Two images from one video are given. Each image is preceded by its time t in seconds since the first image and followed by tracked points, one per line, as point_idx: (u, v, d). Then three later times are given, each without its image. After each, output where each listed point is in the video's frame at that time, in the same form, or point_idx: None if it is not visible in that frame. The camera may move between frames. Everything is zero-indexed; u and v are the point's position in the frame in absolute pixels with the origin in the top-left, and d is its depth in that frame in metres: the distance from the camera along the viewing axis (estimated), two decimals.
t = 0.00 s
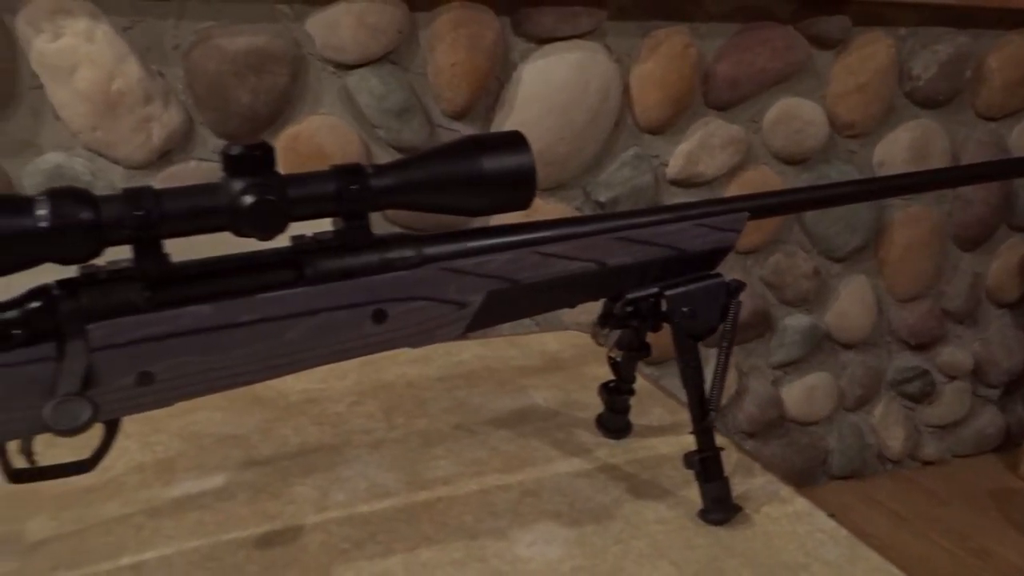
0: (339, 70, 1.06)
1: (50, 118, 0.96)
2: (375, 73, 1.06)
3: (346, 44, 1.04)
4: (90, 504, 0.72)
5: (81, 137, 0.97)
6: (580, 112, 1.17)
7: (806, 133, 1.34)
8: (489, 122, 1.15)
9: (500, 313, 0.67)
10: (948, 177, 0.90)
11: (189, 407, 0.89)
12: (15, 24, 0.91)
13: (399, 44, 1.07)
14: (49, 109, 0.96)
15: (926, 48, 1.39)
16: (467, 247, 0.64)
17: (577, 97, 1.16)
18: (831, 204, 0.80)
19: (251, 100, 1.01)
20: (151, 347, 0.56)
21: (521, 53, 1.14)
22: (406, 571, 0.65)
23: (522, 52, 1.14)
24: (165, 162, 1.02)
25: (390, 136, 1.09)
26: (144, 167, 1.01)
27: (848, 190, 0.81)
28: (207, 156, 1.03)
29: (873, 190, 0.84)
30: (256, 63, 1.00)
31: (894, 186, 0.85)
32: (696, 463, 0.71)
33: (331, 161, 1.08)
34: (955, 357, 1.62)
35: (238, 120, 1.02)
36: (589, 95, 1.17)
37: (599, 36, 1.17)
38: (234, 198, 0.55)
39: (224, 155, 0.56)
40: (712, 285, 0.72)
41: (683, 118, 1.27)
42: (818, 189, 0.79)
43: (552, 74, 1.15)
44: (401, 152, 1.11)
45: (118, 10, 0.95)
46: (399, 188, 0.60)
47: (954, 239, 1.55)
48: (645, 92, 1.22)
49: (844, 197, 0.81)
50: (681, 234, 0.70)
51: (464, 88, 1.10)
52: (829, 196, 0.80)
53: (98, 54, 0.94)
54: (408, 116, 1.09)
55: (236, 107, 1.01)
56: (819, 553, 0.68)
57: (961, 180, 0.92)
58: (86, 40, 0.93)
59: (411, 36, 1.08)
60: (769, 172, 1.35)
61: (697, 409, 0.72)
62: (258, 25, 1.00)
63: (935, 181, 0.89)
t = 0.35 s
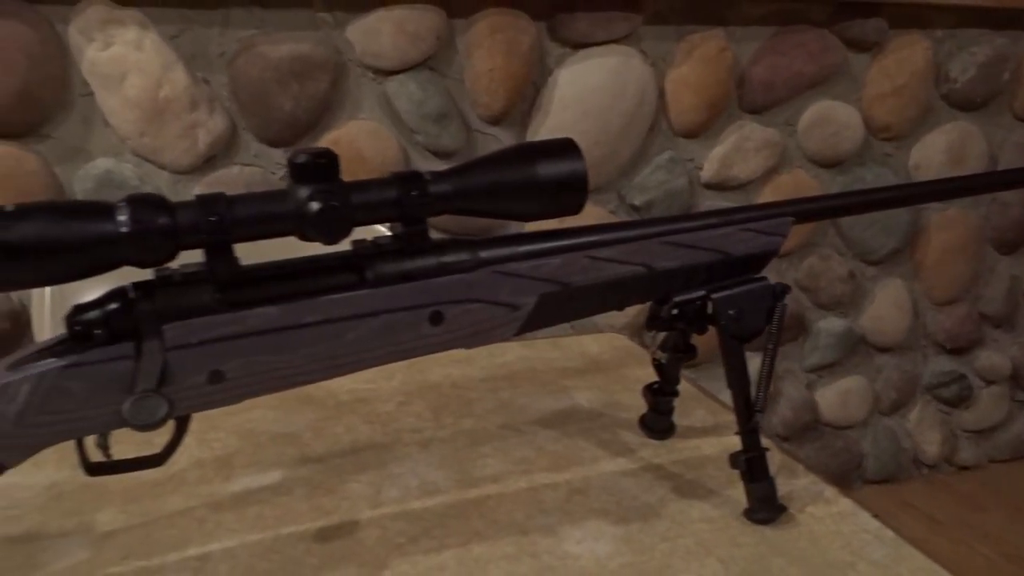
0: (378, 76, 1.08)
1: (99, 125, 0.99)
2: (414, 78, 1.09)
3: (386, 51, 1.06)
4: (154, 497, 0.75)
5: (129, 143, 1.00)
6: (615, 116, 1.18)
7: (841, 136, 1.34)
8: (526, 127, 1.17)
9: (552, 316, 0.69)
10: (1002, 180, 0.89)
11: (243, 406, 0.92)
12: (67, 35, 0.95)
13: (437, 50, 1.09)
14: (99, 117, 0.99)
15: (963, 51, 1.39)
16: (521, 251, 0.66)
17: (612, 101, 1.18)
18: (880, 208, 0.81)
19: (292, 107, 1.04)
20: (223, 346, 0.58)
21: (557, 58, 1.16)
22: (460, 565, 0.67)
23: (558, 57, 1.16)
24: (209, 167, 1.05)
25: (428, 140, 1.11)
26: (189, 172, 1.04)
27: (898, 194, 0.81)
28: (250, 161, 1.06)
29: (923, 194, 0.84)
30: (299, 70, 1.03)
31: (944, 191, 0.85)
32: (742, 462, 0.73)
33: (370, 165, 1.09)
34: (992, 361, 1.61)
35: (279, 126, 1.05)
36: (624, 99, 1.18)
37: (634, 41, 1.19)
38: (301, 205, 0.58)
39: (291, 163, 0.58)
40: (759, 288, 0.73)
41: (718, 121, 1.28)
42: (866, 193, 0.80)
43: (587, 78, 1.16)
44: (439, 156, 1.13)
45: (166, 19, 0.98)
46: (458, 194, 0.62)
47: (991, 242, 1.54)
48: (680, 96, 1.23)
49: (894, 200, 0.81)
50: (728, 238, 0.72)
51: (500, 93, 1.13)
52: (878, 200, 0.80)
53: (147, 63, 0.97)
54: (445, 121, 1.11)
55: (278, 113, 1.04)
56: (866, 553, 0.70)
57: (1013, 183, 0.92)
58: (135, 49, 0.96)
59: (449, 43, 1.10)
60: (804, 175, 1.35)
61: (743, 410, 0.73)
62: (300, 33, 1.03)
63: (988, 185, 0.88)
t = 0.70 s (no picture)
0: (418, 80, 1.10)
1: (149, 127, 1.02)
2: (454, 82, 1.10)
3: (426, 55, 1.08)
4: (217, 490, 0.77)
5: (177, 146, 1.03)
6: (652, 119, 1.20)
7: (880, 139, 1.34)
8: (564, 131, 1.19)
9: (606, 316, 0.70)
10: None
11: (297, 403, 0.94)
12: (119, 42, 0.98)
13: (477, 55, 1.11)
14: (148, 120, 1.02)
15: (1004, 53, 1.38)
16: (578, 252, 0.67)
17: (650, 104, 1.19)
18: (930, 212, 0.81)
19: (335, 111, 1.06)
20: (293, 343, 0.60)
21: (595, 62, 1.17)
22: (517, 559, 0.68)
23: (597, 61, 1.17)
24: (254, 170, 1.07)
25: (467, 143, 1.13)
26: (233, 175, 1.06)
27: (947, 197, 0.81)
28: (293, 164, 1.09)
29: (971, 197, 0.84)
30: (343, 75, 1.05)
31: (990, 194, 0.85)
32: (793, 461, 0.74)
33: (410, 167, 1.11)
34: None
35: (323, 129, 1.07)
36: (661, 101, 1.19)
37: (672, 44, 1.20)
38: (368, 207, 0.60)
39: (358, 167, 0.60)
40: (810, 290, 0.74)
41: (756, 124, 1.28)
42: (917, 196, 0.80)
43: (625, 81, 1.17)
44: (478, 159, 1.15)
45: (213, 25, 1.00)
46: (517, 197, 0.64)
47: None
48: (717, 99, 1.23)
49: (943, 203, 0.81)
50: (779, 241, 0.73)
51: (540, 96, 1.14)
52: (928, 203, 0.81)
53: (195, 68, 0.99)
54: (484, 124, 1.13)
55: (322, 117, 1.06)
56: (917, 554, 0.70)
57: None
58: (184, 54, 0.99)
59: (488, 47, 1.12)
60: (842, 178, 1.35)
61: (794, 410, 0.74)
62: (344, 38, 1.05)
63: None
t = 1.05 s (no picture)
0: (450, 83, 1.11)
1: (186, 129, 1.04)
2: (486, 85, 1.11)
3: (457, 58, 1.09)
4: (260, 485, 0.78)
5: (213, 148, 1.05)
6: (682, 121, 1.20)
7: (912, 141, 1.33)
8: (594, 132, 1.20)
9: (646, 316, 0.71)
10: None
11: (335, 401, 0.96)
12: (158, 46, 1.00)
13: (509, 58, 1.12)
14: (185, 122, 1.04)
15: None
16: (619, 253, 0.68)
17: (680, 106, 1.19)
18: (970, 215, 0.80)
19: (368, 113, 1.07)
20: (341, 341, 0.62)
21: (625, 64, 1.18)
22: (557, 556, 0.69)
23: (627, 63, 1.18)
24: (288, 172, 1.09)
25: (498, 145, 1.15)
26: (268, 177, 1.08)
27: (987, 200, 0.81)
28: (325, 166, 1.10)
29: (1010, 200, 0.83)
30: (375, 78, 1.06)
31: None
32: (831, 462, 0.74)
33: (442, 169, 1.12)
34: None
35: (355, 131, 1.08)
36: (691, 104, 1.19)
37: (703, 46, 1.20)
38: (415, 208, 0.61)
39: (404, 168, 0.62)
40: (849, 292, 0.74)
41: (787, 126, 1.28)
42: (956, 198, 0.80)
43: (656, 84, 1.18)
44: (507, 161, 1.16)
45: (249, 29, 1.02)
46: (559, 197, 0.65)
47: None
48: (747, 101, 1.23)
49: (983, 206, 0.81)
50: (818, 242, 0.73)
51: (570, 99, 1.15)
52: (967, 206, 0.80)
53: (231, 71, 1.01)
54: (515, 127, 1.14)
55: (355, 119, 1.08)
56: (957, 556, 0.70)
57: None
58: (221, 57, 1.01)
59: (519, 50, 1.13)
60: (873, 180, 1.35)
61: (832, 412, 0.74)
62: (377, 42, 1.07)
63: None
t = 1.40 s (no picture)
0: (486, 85, 1.12)
1: (228, 133, 1.06)
2: (522, 87, 1.12)
3: (494, 61, 1.10)
4: (315, 480, 0.80)
5: (254, 151, 1.07)
6: (717, 122, 1.20)
7: (950, 142, 1.33)
8: (629, 133, 1.20)
9: (699, 315, 0.71)
10: None
11: (382, 399, 0.97)
12: (201, 51, 1.02)
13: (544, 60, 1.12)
14: (227, 125, 1.06)
15: None
16: (672, 252, 0.69)
17: (717, 107, 1.19)
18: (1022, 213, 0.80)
19: (406, 116, 1.09)
20: (403, 337, 0.63)
21: (660, 66, 1.18)
22: (610, 552, 0.70)
23: (662, 65, 1.18)
24: (327, 174, 1.11)
25: (533, 147, 1.15)
26: (306, 179, 1.10)
27: None
28: (364, 168, 1.12)
29: None
30: (412, 81, 1.08)
31: None
32: (882, 462, 0.75)
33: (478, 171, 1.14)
34: None
35: (393, 133, 1.10)
36: (728, 105, 1.20)
37: (738, 47, 1.20)
38: (474, 207, 0.62)
39: (463, 168, 0.63)
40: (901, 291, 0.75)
41: (823, 127, 1.28)
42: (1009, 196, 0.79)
43: (691, 85, 1.18)
44: (543, 163, 1.17)
45: (289, 34, 1.04)
46: (615, 197, 0.65)
47: None
48: (783, 102, 1.23)
49: None
50: (870, 241, 0.73)
51: (606, 100, 1.15)
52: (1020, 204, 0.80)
53: (273, 75, 1.03)
54: (551, 128, 1.15)
55: (393, 122, 1.09)
56: (1012, 556, 0.70)
57: None
58: (262, 62, 1.02)
59: (555, 52, 1.13)
60: (910, 181, 1.34)
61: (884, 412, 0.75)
62: (415, 45, 1.08)
63: None
